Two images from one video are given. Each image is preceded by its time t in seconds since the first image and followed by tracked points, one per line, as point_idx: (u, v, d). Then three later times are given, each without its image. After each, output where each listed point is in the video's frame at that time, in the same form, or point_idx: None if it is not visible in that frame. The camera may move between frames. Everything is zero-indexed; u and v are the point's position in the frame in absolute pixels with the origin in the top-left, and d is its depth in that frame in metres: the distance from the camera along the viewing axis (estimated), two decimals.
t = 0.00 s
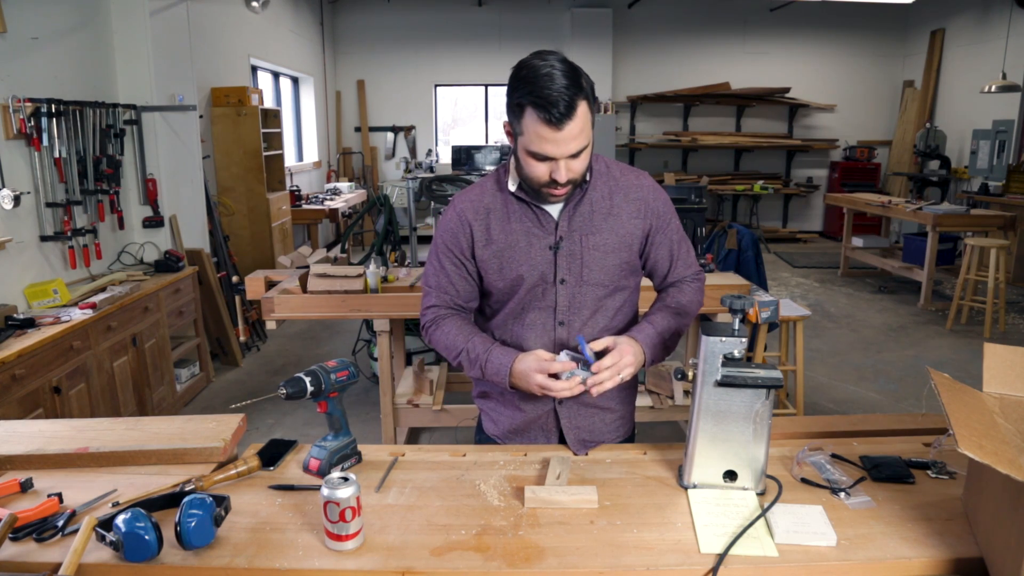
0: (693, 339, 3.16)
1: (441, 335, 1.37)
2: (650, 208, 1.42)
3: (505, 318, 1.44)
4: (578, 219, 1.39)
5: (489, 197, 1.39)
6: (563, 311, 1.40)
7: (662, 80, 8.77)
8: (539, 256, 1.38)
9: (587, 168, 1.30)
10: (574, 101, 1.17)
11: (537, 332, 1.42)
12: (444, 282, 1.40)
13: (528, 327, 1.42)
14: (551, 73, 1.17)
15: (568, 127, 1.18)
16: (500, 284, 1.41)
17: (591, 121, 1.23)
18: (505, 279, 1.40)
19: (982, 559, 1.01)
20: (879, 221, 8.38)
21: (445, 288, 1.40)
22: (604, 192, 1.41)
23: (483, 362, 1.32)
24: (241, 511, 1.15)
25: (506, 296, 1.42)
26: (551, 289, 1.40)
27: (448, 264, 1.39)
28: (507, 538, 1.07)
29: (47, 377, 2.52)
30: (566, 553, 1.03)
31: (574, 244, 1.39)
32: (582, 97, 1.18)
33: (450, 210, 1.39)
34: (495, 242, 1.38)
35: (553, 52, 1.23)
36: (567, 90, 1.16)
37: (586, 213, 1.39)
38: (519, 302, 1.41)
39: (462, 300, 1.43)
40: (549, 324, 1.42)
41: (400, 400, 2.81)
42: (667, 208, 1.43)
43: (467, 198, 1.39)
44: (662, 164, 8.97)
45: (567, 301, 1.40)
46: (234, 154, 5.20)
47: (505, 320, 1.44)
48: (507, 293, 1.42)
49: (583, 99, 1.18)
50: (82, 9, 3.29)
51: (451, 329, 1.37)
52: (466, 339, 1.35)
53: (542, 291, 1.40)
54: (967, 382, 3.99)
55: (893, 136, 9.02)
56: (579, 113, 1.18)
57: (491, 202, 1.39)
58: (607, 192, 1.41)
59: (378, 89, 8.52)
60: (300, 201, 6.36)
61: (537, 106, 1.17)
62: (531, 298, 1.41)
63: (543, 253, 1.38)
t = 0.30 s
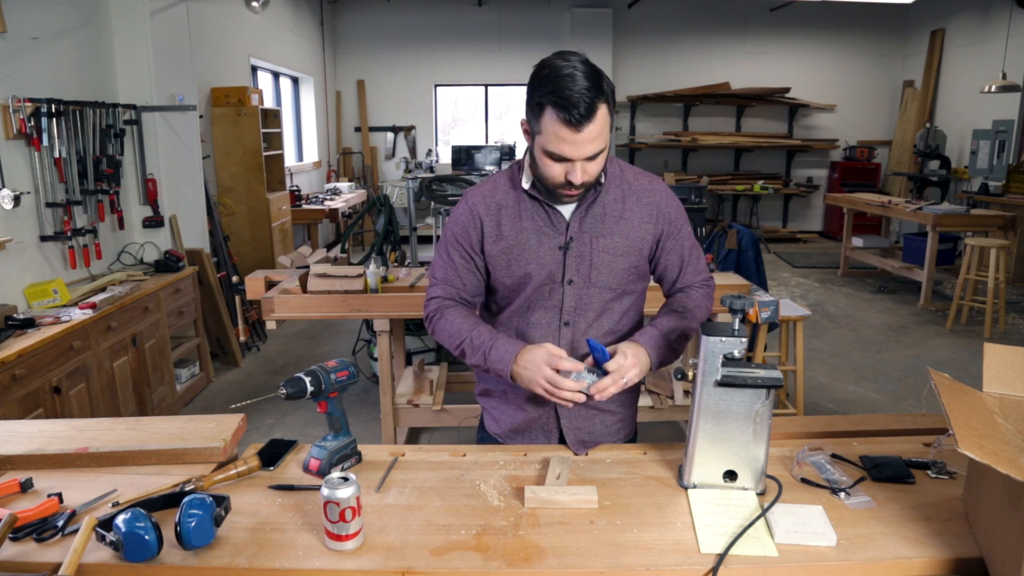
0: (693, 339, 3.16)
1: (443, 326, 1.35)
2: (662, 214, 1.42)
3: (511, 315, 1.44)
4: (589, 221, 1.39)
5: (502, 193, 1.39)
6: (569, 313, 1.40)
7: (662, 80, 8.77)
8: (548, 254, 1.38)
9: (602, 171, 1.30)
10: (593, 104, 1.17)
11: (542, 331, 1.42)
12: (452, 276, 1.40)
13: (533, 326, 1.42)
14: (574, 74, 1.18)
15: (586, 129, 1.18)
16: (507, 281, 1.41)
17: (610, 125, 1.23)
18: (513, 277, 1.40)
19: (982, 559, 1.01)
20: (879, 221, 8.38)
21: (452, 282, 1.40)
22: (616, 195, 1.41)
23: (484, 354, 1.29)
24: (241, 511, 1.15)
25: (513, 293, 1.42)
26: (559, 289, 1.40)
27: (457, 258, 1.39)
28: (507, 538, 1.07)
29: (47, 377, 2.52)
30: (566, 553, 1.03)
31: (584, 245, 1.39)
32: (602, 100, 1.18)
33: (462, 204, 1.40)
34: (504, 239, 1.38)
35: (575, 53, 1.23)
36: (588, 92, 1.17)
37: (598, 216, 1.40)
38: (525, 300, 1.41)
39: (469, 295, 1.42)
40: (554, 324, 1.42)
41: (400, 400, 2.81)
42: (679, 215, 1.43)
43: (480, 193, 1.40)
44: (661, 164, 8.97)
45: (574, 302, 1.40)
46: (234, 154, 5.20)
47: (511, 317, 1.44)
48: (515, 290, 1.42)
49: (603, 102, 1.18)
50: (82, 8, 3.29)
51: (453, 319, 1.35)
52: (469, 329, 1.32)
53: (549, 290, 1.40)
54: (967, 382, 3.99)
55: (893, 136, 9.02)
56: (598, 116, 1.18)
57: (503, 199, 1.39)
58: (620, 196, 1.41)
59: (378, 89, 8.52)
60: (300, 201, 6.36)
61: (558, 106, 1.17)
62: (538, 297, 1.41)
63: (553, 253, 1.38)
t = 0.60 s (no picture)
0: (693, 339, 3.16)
1: (449, 314, 1.33)
2: (669, 215, 1.43)
3: (515, 311, 1.44)
4: (598, 220, 1.40)
5: (512, 188, 1.40)
6: (575, 311, 1.40)
7: (662, 80, 8.77)
8: (555, 251, 1.39)
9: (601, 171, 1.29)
10: (590, 99, 1.17)
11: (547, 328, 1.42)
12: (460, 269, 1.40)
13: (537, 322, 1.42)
14: (575, 70, 1.18)
15: (580, 123, 1.17)
16: (513, 277, 1.41)
17: (609, 124, 1.22)
18: (519, 273, 1.40)
19: (982, 559, 1.01)
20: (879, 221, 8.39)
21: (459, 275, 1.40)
22: (625, 196, 1.41)
23: (498, 343, 1.26)
24: (241, 511, 1.15)
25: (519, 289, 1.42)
26: (565, 287, 1.40)
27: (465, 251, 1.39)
28: (507, 538, 1.07)
29: (47, 377, 2.52)
30: (567, 553, 1.03)
31: (591, 244, 1.39)
32: (601, 97, 1.18)
33: (472, 197, 1.41)
34: (513, 234, 1.39)
35: (590, 51, 1.23)
36: (587, 88, 1.17)
37: (606, 215, 1.40)
38: (531, 297, 1.41)
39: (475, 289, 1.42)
40: (559, 322, 1.42)
41: (400, 400, 2.81)
42: (687, 218, 1.44)
43: (491, 187, 1.41)
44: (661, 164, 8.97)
45: (580, 301, 1.40)
46: (234, 154, 5.20)
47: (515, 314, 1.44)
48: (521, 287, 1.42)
49: (601, 99, 1.18)
50: (82, 8, 3.28)
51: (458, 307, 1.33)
52: (477, 318, 1.30)
53: (555, 287, 1.40)
54: (967, 382, 3.99)
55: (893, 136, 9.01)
56: (593, 113, 1.18)
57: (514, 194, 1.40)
58: (628, 197, 1.42)
59: (378, 89, 8.51)
60: (300, 201, 6.36)
61: (554, 97, 1.17)
62: (544, 295, 1.41)
63: (560, 250, 1.39)
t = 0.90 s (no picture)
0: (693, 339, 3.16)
1: (449, 310, 1.33)
2: (674, 220, 1.41)
3: (514, 310, 1.44)
4: (601, 222, 1.40)
5: (516, 187, 1.41)
6: (573, 313, 1.40)
7: (662, 80, 8.77)
8: (555, 251, 1.39)
9: (588, 170, 1.28)
10: (561, 92, 1.18)
11: (544, 328, 1.42)
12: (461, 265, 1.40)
13: (535, 322, 1.42)
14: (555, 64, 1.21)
15: (548, 113, 1.19)
16: (514, 276, 1.41)
17: (586, 119, 1.22)
18: (520, 271, 1.40)
19: (982, 559, 1.01)
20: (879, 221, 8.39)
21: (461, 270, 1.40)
22: (630, 199, 1.41)
23: (492, 350, 1.26)
24: (242, 511, 1.15)
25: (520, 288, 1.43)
26: (564, 288, 1.40)
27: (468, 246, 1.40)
28: (508, 538, 1.07)
29: (47, 377, 2.52)
30: (567, 553, 1.03)
31: (593, 246, 1.39)
32: (577, 92, 1.20)
33: (477, 193, 1.41)
34: (515, 232, 1.39)
35: (592, 51, 1.25)
36: (560, 77, 1.19)
37: (609, 217, 1.40)
38: (530, 296, 1.41)
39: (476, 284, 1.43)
40: (557, 323, 1.42)
41: (400, 400, 2.81)
42: (691, 225, 1.42)
43: (497, 184, 1.41)
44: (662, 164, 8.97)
45: (579, 302, 1.40)
46: (234, 154, 5.20)
47: (514, 313, 1.44)
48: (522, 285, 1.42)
49: (576, 93, 1.20)
50: (82, 8, 3.28)
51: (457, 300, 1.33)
52: (476, 314, 1.31)
53: (555, 288, 1.40)
54: (967, 382, 3.99)
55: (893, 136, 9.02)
56: (560, 102, 1.19)
57: (518, 192, 1.40)
58: (633, 200, 1.41)
59: (378, 89, 8.51)
60: (300, 201, 6.36)
61: (527, 88, 1.21)
62: (543, 295, 1.41)
63: (561, 250, 1.39)
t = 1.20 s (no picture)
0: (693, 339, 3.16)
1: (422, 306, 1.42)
2: (650, 223, 1.37)
3: (490, 311, 1.46)
4: (571, 224, 1.38)
5: (490, 190, 1.44)
6: (544, 316, 1.40)
7: (662, 80, 8.77)
8: (525, 253, 1.40)
9: (554, 167, 1.27)
10: (518, 88, 1.19)
11: (516, 330, 1.43)
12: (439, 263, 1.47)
13: (508, 324, 1.43)
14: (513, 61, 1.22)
15: (506, 110, 1.20)
16: (487, 278, 1.44)
17: (547, 115, 1.22)
18: (491, 273, 1.43)
19: (982, 559, 1.01)
20: (879, 221, 8.39)
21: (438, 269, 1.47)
22: (605, 201, 1.38)
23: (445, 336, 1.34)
24: (241, 511, 1.15)
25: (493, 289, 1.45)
26: (535, 290, 1.41)
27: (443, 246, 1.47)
28: (508, 538, 1.07)
29: (47, 377, 2.52)
30: (567, 553, 1.03)
31: (563, 248, 1.38)
32: (535, 88, 1.20)
33: (456, 196, 1.47)
34: (487, 234, 1.42)
35: (557, 48, 1.25)
36: (517, 75, 1.19)
37: (581, 219, 1.38)
38: (502, 298, 1.43)
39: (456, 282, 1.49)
40: (528, 325, 1.42)
41: (400, 400, 2.81)
42: (669, 228, 1.36)
43: (473, 187, 1.46)
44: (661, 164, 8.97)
45: (549, 305, 1.40)
46: (234, 154, 5.20)
47: (490, 313, 1.46)
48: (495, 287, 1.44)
49: (534, 89, 1.19)
50: (82, 9, 3.28)
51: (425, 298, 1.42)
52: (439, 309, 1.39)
53: (525, 290, 1.41)
54: (967, 382, 3.99)
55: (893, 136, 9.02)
56: (518, 98, 1.19)
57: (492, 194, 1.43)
58: (608, 202, 1.38)
59: (377, 89, 8.51)
60: (300, 201, 6.36)
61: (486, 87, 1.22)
62: (515, 297, 1.42)
63: (531, 252, 1.39)
